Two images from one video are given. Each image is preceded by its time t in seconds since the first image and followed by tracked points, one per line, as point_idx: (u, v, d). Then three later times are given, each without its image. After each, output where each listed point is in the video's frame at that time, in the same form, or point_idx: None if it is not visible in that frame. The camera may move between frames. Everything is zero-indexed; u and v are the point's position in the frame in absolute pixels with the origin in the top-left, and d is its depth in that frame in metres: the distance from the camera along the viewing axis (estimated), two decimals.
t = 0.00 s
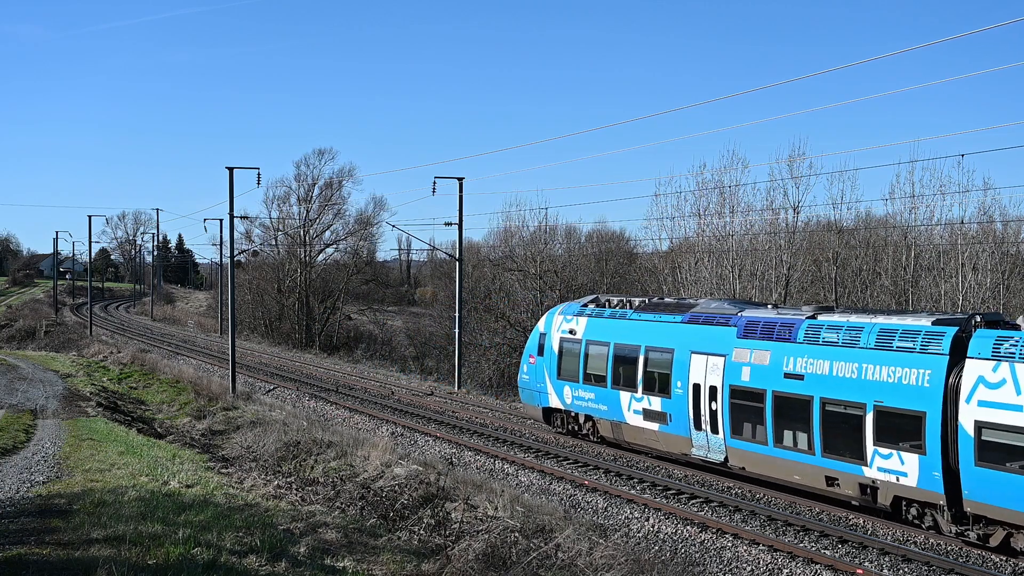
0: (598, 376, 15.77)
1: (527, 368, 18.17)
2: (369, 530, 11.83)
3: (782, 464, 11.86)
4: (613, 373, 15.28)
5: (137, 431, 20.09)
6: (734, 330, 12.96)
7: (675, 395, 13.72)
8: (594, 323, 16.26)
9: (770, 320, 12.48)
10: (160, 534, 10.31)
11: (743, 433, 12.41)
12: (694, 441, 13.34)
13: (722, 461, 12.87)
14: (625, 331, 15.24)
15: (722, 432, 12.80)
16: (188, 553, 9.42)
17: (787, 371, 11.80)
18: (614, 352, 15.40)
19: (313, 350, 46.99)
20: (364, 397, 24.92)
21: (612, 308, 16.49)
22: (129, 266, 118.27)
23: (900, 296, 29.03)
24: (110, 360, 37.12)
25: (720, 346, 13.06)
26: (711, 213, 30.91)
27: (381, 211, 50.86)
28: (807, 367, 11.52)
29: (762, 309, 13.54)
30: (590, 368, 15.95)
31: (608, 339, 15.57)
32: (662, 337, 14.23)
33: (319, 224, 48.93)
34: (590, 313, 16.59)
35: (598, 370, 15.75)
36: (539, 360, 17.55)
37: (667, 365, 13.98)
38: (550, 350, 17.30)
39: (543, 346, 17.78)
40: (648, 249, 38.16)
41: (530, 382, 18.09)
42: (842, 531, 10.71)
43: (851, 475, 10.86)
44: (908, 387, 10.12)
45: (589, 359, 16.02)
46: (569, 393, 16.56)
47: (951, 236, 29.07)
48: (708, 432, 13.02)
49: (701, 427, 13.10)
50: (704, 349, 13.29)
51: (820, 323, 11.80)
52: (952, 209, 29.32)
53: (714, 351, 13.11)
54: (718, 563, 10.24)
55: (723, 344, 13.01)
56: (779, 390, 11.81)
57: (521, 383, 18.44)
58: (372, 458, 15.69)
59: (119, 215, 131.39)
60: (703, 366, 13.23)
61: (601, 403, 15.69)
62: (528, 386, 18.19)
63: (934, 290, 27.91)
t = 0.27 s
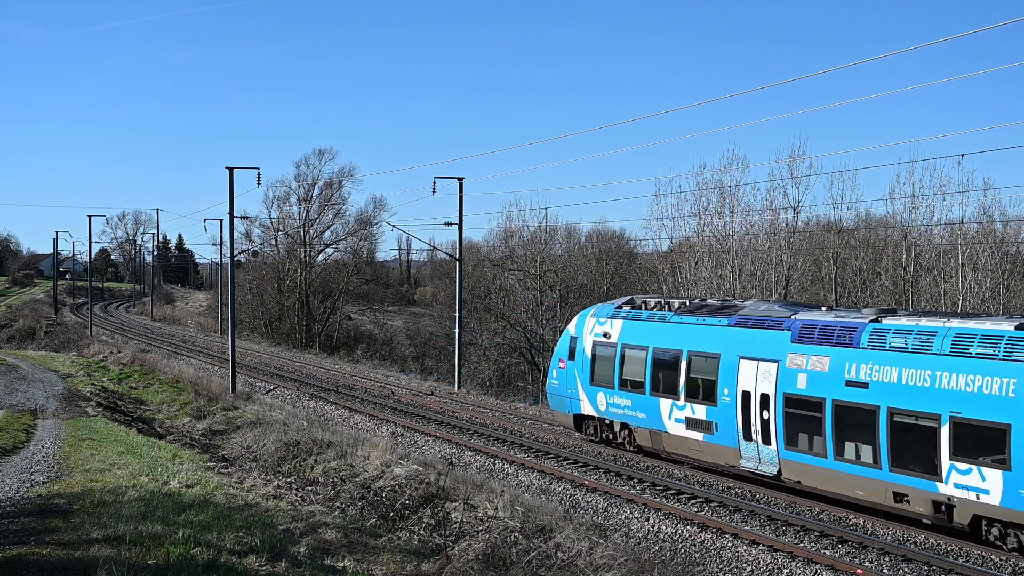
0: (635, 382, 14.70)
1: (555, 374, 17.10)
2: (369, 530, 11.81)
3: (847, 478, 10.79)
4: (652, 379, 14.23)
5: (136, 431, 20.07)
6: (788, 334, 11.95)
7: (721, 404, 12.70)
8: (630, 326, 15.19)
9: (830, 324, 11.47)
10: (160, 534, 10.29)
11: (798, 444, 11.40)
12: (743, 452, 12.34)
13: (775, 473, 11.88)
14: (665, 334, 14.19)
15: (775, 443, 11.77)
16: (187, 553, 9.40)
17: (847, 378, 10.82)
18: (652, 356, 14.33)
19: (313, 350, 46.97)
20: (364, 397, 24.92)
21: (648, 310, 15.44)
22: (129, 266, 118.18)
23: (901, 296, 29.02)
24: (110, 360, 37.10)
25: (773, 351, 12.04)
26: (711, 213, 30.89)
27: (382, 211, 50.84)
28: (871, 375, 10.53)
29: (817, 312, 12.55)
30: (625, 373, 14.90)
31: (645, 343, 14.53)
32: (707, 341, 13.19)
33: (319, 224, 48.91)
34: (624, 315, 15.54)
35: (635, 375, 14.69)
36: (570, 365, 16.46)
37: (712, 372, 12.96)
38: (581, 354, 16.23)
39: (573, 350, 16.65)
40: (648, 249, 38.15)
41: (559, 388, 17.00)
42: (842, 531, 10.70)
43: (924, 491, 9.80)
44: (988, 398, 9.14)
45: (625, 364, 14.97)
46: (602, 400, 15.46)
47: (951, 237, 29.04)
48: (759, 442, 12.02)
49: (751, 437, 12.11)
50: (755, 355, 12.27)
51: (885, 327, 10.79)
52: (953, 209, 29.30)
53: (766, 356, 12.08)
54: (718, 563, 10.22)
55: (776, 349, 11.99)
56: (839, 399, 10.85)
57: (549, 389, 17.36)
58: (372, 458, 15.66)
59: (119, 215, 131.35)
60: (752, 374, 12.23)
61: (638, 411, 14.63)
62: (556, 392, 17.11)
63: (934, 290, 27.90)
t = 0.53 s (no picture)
0: (676, 388, 13.72)
1: (588, 379, 16.09)
2: (369, 530, 11.81)
3: (916, 494, 9.73)
4: (697, 386, 13.25)
5: (136, 431, 20.07)
6: (848, 339, 10.95)
7: (774, 413, 11.68)
8: (670, 329, 14.21)
9: (896, 328, 10.45)
10: (160, 534, 10.29)
11: (862, 456, 10.39)
12: (798, 465, 11.36)
13: (836, 489, 10.83)
14: (710, 338, 13.21)
15: (836, 456, 10.76)
16: (188, 553, 9.40)
17: (919, 387, 9.76)
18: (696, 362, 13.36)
19: (313, 350, 46.97)
20: (364, 396, 24.92)
21: (690, 312, 14.44)
22: (128, 266, 118.14)
23: (901, 296, 28.96)
24: (111, 360, 37.10)
25: (831, 357, 11.06)
26: (711, 213, 30.90)
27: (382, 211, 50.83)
28: (946, 384, 9.47)
29: (880, 315, 11.50)
30: (665, 379, 13.95)
31: (688, 347, 13.56)
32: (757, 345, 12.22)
33: (319, 224, 48.90)
34: (663, 318, 14.56)
35: (676, 381, 13.71)
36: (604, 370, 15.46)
37: (764, 379, 11.99)
38: (617, 359, 15.24)
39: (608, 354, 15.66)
40: (648, 249, 38.15)
41: (592, 395, 15.99)
42: (842, 531, 10.69)
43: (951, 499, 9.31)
44: None
45: (665, 369, 14.00)
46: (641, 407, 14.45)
47: (951, 236, 29.00)
48: (817, 455, 11.02)
49: (808, 449, 11.13)
50: (811, 360, 11.29)
51: (960, 331, 9.76)
52: (953, 209, 29.30)
53: (824, 363, 11.10)
54: (717, 563, 10.22)
55: (836, 355, 10.99)
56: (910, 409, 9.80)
57: (581, 396, 16.33)
58: (372, 458, 15.66)
59: (119, 215, 131.27)
60: (810, 381, 11.21)
61: (680, 419, 13.59)
62: (589, 399, 16.08)
63: (934, 290, 27.90)
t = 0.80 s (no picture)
0: (722, 395, 12.61)
1: (622, 386, 14.92)
2: (368, 531, 11.71)
3: (999, 515, 8.71)
4: (745, 394, 12.16)
5: (136, 431, 19.97)
6: (921, 344, 9.85)
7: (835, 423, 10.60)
8: (714, 332, 13.07)
9: (974, 334, 9.37)
10: (158, 534, 10.19)
11: (935, 471, 9.36)
12: (863, 480, 10.29)
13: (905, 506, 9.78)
14: (761, 342, 12.11)
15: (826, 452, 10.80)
16: (186, 553, 9.30)
17: (1006, 396, 8.67)
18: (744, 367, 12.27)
19: (313, 350, 46.86)
20: (364, 396, 24.82)
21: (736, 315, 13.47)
22: (128, 266, 117.99)
23: (901, 295, 28.78)
24: (110, 360, 37.00)
25: (902, 363, 9.95)
26: (711, 213, 30.83)
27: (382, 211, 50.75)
28: None
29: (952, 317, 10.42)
30: (709, 385, 12.84)
31: (736, 352, 12.45)
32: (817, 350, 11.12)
33: (319, 224, 48.81)
34: (706, 320, 13.43)
35: (723, 388, 12.62)
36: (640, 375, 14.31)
37: (824, 387, 10.93)
38: (655, 364, 14.09)
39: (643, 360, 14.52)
40: (649, 249, 38.06)
41: (626, 402, 14.81)
42: (842, 531, 10.59)
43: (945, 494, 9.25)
44: None
45: (708, 375, 12.89)
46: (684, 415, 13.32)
47: (952, 236, 28.87)
48: (884, 469, 9.96)
49: (875, 463, 10.06)
50: (878, 367, 10.20)
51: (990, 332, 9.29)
52: (953, 209, 29.16)
53: (894, 369, 10.01)
54: (718, 563, 10.11)
55: (907, 360, 9.90)
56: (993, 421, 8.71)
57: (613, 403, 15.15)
58: (372, 458, 15.56)
59: (119, 215, 131.09)
60: (877, 390, 10.14)
61: (728, 429, 12.48)
62: (623, 406, 14.90)
63: (935, 290, 27.77)
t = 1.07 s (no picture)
0: (776, 403, 11.62)
1: (664, 392, 13.97)
2: (368, 530, 11.67)
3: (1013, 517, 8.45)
4: (801, 403, 11.18)
5: (136, 431, 19.94)
6: (1003, 350, 8.79)
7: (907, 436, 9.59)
8: (766, 336, 12.08)
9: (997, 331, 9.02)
10: (159, 534, 10.16)
11: None
12: (938, 497, 9.26)
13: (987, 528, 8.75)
14: (819, 347, 11.10)
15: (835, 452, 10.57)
16: (187, 553, 9.26)
17: None
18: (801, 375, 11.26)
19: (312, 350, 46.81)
20: (364, 397, 24.80)
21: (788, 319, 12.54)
22: (128, 266, 117.91)
23: (901, 296, 28.36)
24: (110, 360, 36.96)
25: (980, 370, 8.91)
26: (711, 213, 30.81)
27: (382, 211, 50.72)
28: None
29: None
30: (761, 393, 11.86)
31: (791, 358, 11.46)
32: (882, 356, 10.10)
33: (319, 224, 48.77)
34: (757, 324, 12.43)
35: (776, 397, 11.63)
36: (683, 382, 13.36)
37: (893, 397, 9.88)
38: (700, 370, 13.11)
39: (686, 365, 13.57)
40: (649, 249, 38.04)
41: (669, 410, 13.85)
42: (842, 531, 10.56)
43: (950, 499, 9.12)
44: None
45: (760, 382, 11.92)
46: (733, 425, 12.33)
47: (952, 236, 28.81)
48: (962, 486, 8.91)
49: (950, 478, 9.03)
50: (955, 376, 9.15)
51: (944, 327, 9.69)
52: (953, 209, 29.08)
53: (971, 377, 8.97)
54: (717, 563, 10.08)
55: (988, 368, 8.83)
56: None
57: (655, 411, 14.20)
58: (372, 458, 15.53)
59: (119, 215, 130.99)
60: (952, 399, 9.11)
61: (782, 440, 11.50)
62: (665, 415, 13.95)
63: (934, 290, 27.69)
